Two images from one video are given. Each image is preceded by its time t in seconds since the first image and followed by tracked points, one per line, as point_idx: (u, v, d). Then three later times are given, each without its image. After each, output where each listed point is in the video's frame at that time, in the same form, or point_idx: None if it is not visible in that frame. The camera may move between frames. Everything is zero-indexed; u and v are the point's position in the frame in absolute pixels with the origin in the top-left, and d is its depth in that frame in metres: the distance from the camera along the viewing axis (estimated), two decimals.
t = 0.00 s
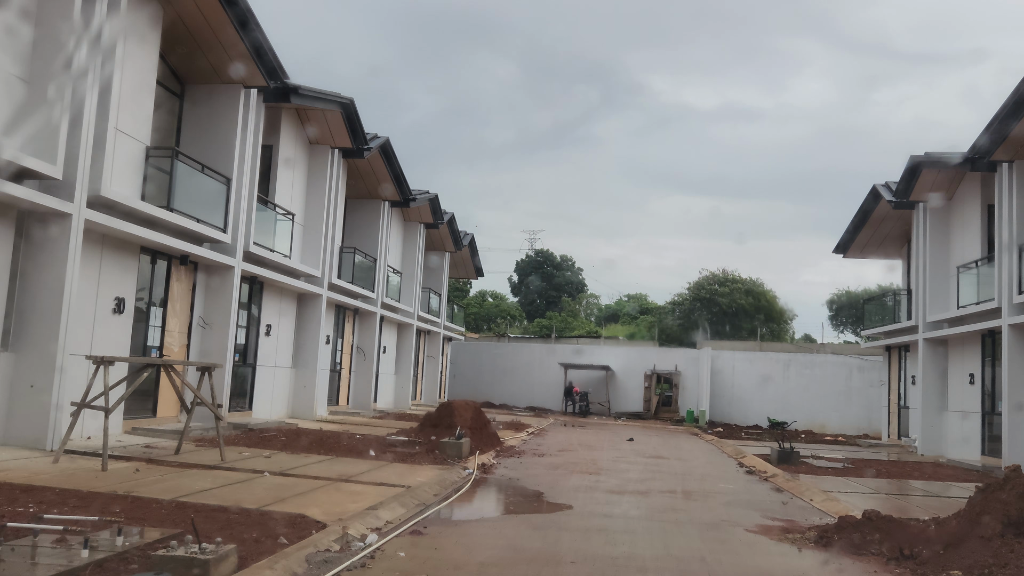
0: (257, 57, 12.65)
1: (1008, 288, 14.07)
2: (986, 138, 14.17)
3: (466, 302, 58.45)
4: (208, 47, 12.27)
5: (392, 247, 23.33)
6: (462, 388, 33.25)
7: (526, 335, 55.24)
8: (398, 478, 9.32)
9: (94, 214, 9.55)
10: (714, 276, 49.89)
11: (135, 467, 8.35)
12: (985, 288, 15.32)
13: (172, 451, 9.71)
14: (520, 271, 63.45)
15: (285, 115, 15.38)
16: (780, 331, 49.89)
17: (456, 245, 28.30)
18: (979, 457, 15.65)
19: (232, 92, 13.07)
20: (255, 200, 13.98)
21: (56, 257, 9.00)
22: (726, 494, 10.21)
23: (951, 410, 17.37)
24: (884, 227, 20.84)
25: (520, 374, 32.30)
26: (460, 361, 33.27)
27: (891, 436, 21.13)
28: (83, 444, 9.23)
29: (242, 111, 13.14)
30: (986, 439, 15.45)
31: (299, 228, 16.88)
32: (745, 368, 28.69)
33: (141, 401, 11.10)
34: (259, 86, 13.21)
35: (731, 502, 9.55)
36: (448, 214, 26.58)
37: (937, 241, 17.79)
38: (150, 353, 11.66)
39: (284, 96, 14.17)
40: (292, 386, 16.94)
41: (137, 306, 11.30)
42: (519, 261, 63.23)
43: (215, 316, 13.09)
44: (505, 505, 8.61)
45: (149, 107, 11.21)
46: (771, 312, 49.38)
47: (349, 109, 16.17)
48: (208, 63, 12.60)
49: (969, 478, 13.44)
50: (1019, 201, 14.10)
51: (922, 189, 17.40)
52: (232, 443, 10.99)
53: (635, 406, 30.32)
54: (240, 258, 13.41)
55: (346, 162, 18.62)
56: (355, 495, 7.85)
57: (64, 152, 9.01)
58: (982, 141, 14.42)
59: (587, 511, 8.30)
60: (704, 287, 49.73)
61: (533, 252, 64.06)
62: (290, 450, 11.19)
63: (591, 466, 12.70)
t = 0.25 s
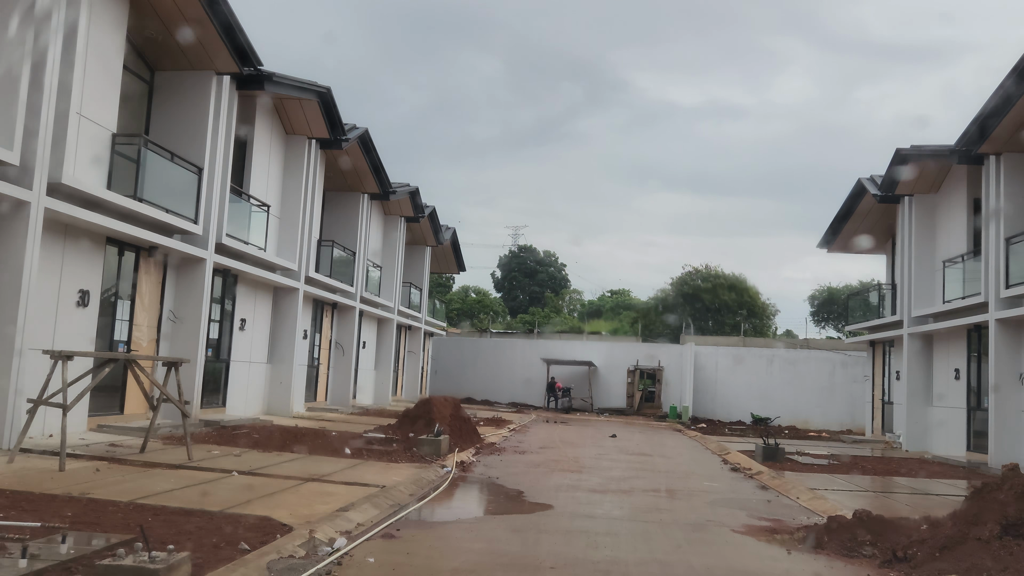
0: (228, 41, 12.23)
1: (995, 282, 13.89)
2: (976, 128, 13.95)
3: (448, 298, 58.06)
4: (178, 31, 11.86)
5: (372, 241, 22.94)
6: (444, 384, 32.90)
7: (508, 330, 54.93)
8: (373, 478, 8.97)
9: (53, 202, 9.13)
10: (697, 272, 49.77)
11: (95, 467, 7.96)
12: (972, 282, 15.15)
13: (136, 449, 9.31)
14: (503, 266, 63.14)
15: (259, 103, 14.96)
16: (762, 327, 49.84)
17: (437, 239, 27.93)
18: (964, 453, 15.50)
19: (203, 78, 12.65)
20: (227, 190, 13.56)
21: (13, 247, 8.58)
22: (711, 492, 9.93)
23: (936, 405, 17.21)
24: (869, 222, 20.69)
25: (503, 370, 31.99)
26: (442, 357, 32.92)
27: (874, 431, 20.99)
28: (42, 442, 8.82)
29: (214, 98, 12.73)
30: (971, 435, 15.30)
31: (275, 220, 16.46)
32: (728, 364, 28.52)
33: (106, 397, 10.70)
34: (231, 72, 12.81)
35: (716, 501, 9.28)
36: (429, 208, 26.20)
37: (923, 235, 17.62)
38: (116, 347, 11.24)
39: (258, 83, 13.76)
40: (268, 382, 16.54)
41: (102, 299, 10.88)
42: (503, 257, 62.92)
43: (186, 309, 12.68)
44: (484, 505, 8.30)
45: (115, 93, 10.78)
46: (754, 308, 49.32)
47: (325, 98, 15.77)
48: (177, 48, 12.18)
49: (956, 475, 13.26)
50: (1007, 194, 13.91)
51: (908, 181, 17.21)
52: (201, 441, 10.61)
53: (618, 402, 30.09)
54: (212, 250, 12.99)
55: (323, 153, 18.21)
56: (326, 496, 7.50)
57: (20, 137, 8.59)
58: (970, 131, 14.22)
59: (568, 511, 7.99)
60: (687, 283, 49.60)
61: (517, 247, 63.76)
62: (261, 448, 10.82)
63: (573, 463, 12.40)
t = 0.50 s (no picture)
0: (197, 21, 11.81)
1: (979, 274, 13.74)
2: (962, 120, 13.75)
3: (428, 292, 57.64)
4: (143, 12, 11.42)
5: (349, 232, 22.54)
6: (423, 378, 32.55)
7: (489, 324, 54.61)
8: (344, 475, 8.64)
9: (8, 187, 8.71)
10: (677, 266, 49.66)
11: (50, 465, 7.57)
12: (955, 275, 15.01)
13: (96, 447, 8.91)
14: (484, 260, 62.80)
15: (230, 89, 14.53)
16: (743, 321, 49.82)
17: (416, 231, 27.55)
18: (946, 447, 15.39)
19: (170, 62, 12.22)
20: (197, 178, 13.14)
21: None
22: (693, 489, 9.68)
23: (918, 399, 17.08)
24: (850, 215, 20.54)
25: (482, 364, 31.69)
26: (421, 350, 32.56)
27: (855, 425, 20.89)
28: None
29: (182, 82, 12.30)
30: (954, 429, 15.19)
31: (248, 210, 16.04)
32: (709, 357, 28.39)
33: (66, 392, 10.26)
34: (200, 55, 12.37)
35: (699, 498, 9.03)
36: (408, 199, 25.81)
37: (906, 227, 17.48)
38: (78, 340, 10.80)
39: (229, 67, 13.33)
40: (240, 376, 16.13)
41: (62, 291, 10.45)
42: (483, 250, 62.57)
43: (153, 301, 12.27)
44: (460, 503, 7.99)
45: (75, 75, 10.34)
46: (734, 302, 49.29)
47: (300, 84, 15.35)
48: (143, 30, 11.74)
49: (939, 469, 13.12)
50: (991, 184, 13.76)
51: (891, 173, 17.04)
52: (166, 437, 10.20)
53: (598, 396, 29.89)
54: (180, 240, 12.57)
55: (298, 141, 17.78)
56: (294, 495, 7.16)
57: None
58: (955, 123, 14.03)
59: (547, 509, 7.70)
60: (668, 277, 49.48)
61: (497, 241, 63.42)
62: (230, 445, 10.44)
63: (552, 459, 12.12)
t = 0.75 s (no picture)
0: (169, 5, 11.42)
1: (969, 270, 13.55)
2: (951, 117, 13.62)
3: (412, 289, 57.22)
4: None
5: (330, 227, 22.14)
6: (406, 376, 32.19)
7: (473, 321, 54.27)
8: (319, 477, 8.30)
9: None
10: (662, 263, 49.49)
11: (6, 467, 7.18)
12: (944, 271, 14.82)
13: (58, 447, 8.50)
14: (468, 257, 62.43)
15: (205, 78, 14.12)
16: (727, 318, 49.71)
17: (399, 227, 27.17)
18: (935, 445, 15.21)
19: (142, 48, 11.83)
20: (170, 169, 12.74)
21: None
22: (680, 489, 9.42)
23: (905, 397, 16.91)
24: (837, 211, 20.36)
25: (466, 361, 31.36)
26: (404, 347, 32.20)
27: (842, 423, 20.73)
28: None
29: (154, 69, 11.90)
30: (942, 427, 15.02)
31: (225, 202, 15.64)
32: (694, 354, 28.19)
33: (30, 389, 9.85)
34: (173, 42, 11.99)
35: (686, 499, 8.76)
36: (391, 193, 25.45)
37: (893, 223, 17.29)
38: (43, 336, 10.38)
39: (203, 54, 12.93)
40: (216, 374, 15.74)
41: (26, 284, 10.03)
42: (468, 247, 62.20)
43: (123, 295, 11.86)
44: (439, 505, 7.67)
45: (40, 59, 9.94)
46: (719, 299, 49.18)
47: (278, 73, 14.97)
48: (113, 14, 11.34)
49: (927, 468, 12.93)
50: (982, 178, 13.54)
51: (879, 168, 16.84)
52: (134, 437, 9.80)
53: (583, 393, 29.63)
54: (152, 232, 12.17)
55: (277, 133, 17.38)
56: (264, 498, 6.82)
57: None
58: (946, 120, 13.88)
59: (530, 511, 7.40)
60: (653, 274, 49.30)
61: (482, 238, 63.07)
62: (202, 444, 10.07)
63: (536, 458, 11.84)
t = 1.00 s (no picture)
0: None
1: (963, 268, 13.34)
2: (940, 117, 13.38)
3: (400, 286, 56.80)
4: None
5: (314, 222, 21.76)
6: (393, 373, 31.84)
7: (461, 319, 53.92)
8: (297, 479, 7.97)
9: None
10: (651, 260, 49.27)
11: None
12: (936, 268, 14.61)
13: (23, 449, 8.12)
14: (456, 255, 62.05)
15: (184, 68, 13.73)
16: (716, 316, 49.56)
17: (385, 223, 26.80)
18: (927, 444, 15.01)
19: (116, 35, 11.44)
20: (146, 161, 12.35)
21: None
22: (671, 491, 9.14)
23: (896, 396, 16.72)
24: (827, 208, 20.14)
25: (453, 358, 31.04)
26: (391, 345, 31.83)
27: (832, 422, 20.54)
28: None
29: (129, 58, 11.53)
30: (934, 426, 14.82)
31: (205, 196, 15.26)
32: (683, 352, 27.96)
33: None
34: (150, 29, 11.60)
35: (678, 501, 8.48)
36: (377, 189, 25.07)
37: (885, 220, 17.08)
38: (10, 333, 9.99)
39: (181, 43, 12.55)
40: (196, 371, 15.37)
41: None
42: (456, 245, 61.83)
43: (97, 291, 11.49)
44: (420, 509, 7.36)
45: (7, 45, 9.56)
46: (707, 297, 49.01)
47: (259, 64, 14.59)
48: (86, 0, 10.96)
49: (921, 468, 12.72)
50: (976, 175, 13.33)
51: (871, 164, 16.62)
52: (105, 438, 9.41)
53: (571, 391, 29.36)
54: (128, 226, 11.80)
55: (259, 126, 17.00)
56: (236, 503, 6.48)
57: None
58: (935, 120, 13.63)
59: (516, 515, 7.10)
60: (641, 271, 49.08)
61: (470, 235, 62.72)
62: (178, 445, 9.71)
63: (523, 458, 11.55)
